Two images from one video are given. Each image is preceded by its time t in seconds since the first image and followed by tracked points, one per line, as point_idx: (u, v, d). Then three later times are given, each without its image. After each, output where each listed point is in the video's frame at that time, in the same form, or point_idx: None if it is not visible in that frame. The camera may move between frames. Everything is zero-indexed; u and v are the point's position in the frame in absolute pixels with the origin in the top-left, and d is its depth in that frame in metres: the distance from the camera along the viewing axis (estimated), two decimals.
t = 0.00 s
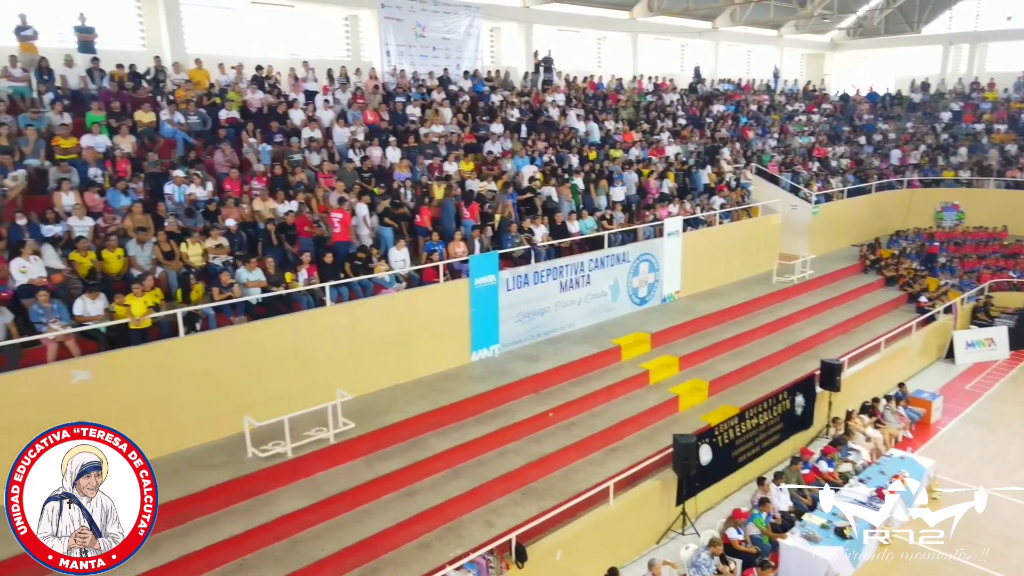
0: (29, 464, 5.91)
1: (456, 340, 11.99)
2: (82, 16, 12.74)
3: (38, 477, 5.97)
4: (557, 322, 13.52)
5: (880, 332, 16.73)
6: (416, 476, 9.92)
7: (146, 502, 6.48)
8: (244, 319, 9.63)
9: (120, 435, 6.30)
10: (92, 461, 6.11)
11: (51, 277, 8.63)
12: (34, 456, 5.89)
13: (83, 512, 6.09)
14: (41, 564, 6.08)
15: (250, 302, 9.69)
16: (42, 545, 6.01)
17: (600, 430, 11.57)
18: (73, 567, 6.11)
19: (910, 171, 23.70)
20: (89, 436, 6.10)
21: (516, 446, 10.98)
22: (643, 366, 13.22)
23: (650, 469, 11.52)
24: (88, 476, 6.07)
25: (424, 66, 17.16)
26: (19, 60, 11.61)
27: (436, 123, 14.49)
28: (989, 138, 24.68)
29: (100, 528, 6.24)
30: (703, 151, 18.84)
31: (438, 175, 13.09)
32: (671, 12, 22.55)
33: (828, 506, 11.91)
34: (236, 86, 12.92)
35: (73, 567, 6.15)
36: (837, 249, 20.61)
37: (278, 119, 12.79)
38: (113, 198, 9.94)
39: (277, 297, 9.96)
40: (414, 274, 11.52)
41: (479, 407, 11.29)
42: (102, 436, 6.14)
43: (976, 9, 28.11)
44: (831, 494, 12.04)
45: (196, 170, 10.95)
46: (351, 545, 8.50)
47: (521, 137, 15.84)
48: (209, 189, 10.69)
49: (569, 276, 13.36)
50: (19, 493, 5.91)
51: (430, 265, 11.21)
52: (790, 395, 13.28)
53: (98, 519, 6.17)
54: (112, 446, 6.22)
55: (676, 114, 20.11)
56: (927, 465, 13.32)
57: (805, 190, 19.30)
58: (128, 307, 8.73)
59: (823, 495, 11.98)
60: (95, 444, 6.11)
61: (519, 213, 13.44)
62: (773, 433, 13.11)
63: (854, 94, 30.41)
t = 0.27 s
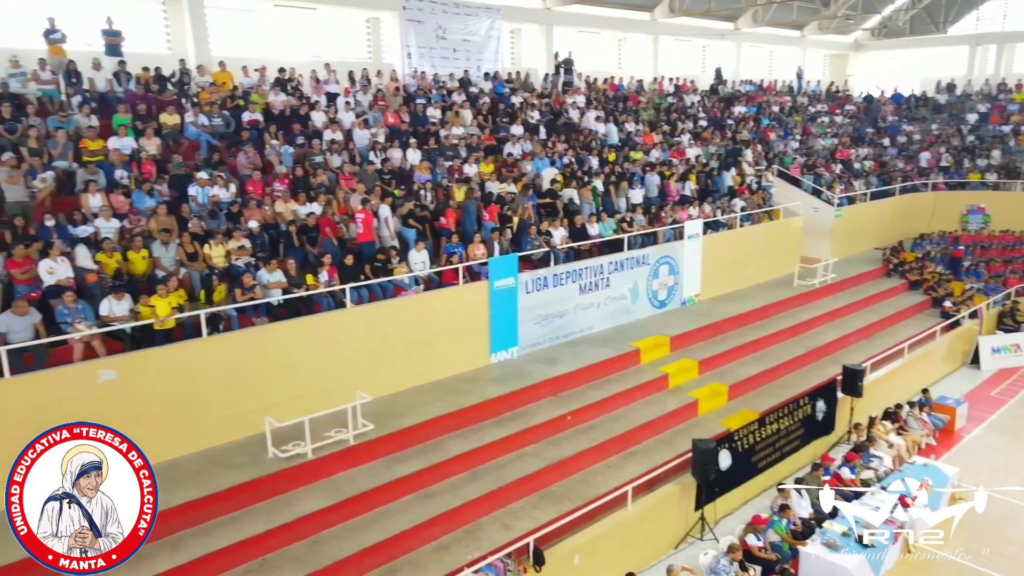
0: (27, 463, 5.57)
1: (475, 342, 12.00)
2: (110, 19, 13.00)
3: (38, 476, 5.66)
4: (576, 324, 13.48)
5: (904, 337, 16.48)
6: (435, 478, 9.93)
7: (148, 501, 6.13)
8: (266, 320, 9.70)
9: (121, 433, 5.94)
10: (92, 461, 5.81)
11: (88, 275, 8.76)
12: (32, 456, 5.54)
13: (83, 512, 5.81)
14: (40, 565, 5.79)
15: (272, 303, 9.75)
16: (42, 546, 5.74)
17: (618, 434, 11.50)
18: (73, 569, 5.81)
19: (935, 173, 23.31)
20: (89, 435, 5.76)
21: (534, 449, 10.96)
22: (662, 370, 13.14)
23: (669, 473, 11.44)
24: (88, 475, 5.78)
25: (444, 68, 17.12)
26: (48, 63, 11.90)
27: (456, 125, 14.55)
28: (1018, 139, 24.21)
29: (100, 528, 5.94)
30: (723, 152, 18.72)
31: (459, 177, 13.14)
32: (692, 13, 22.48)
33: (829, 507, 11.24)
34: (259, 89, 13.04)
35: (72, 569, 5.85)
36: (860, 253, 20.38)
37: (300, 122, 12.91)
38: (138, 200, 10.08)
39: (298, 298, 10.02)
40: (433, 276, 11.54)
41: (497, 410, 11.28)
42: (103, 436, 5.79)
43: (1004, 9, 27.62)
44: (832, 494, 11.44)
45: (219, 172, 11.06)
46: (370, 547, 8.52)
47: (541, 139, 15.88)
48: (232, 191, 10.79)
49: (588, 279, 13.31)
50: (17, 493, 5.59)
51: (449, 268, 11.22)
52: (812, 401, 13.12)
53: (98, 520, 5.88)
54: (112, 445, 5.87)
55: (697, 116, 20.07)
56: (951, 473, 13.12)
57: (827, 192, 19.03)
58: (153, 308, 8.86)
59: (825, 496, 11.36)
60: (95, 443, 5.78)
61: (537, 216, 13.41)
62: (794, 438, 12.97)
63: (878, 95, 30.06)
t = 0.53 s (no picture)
0: (27, 464, 5.62)
1: (494, 344, 12.00)
2: (136, 23, 13.27)
3: (38, 476, 5.72)
4: (595, 327, 13.43)
5: (927, 342, 16.23)
6: (453, 480, 9.94)
7: (148, 501, 6.15)
8: (287, 321, 9.77)
9: (122, 434, 5.97)
10: (92, 461, 5.89)
11: (124, 275, 8.94)
12: (33, 456, 5.59)
13: (83, 512, 5.88)
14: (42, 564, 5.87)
15: (293, 304, 9.81)
16: (42, 545, 5.81)
17: (637, 438, 11.44)
18: (73, 568, 5.88)
19: (960, 176, 22.87)
20: (90, 435, 5.80)
21: (552, 452, 10.92)
22: (682, 374, 13.05)
23: (688, 478, 11.34)
24: (88, 475, 5.85)
25: (465, 69, 17.36)
26: (75, 65, 12.20)
27: (476, 127, 14.62)
28: None
29: (100, 528, 6.01)
30: (744, 154, 18.61)
31: (478, 179, 13.20)
32: (713, 14, 22.43)
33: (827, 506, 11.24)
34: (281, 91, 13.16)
35: (72, 569, 5.92)
36: (884, 256, 20.13)
37: (321, 124, 13.02)
38: (163, 201, 10.21)
39: (319, 299, 10.08)
40: (453, 278, 11.56)
41: (515, 412, 11.26)
42: (103, 436, 5.83)
43: None
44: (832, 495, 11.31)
45: (242, 173, 11.16)
46: (388, 548, 8.53)
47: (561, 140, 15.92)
48: (255, 193, 10.89)
49: (608, 282, 13.26)
50: (17, 493, 5.65)
51: (469, 270, 11.22)
52: (833, 406, 12.97)
53: (98, 520, 5.94)
54: (112, 446, 5.91)
55: (718, 117, 20.03)
56: (976, 481, 12.90)
57: (850, 195, 18.84)
58: (177, 309, 8.95)
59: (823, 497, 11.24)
60: (95, 444, 5.84)
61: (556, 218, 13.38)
62: (815, 444, 12.82)
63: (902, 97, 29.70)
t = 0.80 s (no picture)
0: (28, 463, 5.69)
1: (512, 346, 11.99)
2: (161, 26, 13.50)
3: (38, 477, 5.78)
4: (614, 330, 13.39)
5: (951, 347, 15.96)
6: (471, 482, 9.92)
7: (147, 500, 6.24)
8: (308, 322, 9.83)
9: (121, 434, 6.07)
10: (92, 461, 5.93)
11: (156, 275, 9.08)
12: (33, 456, 5.65)
13: (83, 512, 5.93)
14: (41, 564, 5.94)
15: (313, 306, 9.87)
16: (42, 545, 5.86)
17: (655, 441, 11.35)
18: (73, 568, 5.94)
19: (986, 178, 22.40)
20: (89, 436, 5.88)
21: (570, 456, 10.88)
22: (701, 377, 12.95)
23: (707, 483, 11.23)
24: (88, 475, 5.90)
25: (485, 71, 17.50)
26: (101, 68, 12.45)
27: (496, 128, 14.70)
28: None
29: (100, 528, 6.07)
30: (765, 156, 18.53)
31: (497, 180, 13.10)
32: (734, 16, 22.34)
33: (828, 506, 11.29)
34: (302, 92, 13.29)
35: (72, 568, 5.97)
36: (907, 259, 19.87)
37: (342, 125, 13.16)
38: (186, 203, 10.33)
39: (339, 301, 10.14)
40: (471, 280, 11.60)
41: (534, 415, 11.24)
42: (103, 436, 5.91)
43: None
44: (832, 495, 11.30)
45: (264, 175, 11.25)
46: (407, 549, 8.54)
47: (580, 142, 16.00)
48: (276, 195, 10.98)
49: (627, 284, 13.21)
50: (18, 493, 5.69)
51: (488, 272, 11.23)
52: (854, 412, 12.80)
53: (98, 520, 6.00)
54: (112, 446, 6.00)
55: (739, 118, 20.00)
56: (1001, 490, 12.71)
57: (873, 198, 18.61)
58: (200, 310, 9.02)
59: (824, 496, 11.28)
60: (95, 444, 5.91)
61: (578, 218, 13.50)
62: (835, 450, 12.66)
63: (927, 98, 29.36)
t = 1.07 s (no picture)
0: (27, 464, 5.48)
1: (530, 349, 11.97)
2: (185, 30, 13.82)
3: (37, 476, 5.57)
4: (632, 333, 13.33)
5: (977, 353, 15.69)
6: (489, 485, 9.89)
7: (149, 502, 5.97)
8: (328, 324, 9.88)
9: (122, 433, 5.82)
10: (92, 461, 5.74)
11: (184, 276, 9.18)
12: (32, 456, 5.45)
13: (83, 512, 5.74)
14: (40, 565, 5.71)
15: (333, 307, 9.92)
16: (41, 545, 5.66)
17: (674, 446, 11.26)
18: (73, 569, 5.74)
19: (1013, 180, 21.95)
20: (89, 435, 5.66)
21: (588, 459, 10.82)
22: (720, 382, 12.85)
23: (726, 488, 11.11)
24: (88, 475, 5.70)
25: (505, 72, 17.50)
26: (128, 71, 12.76)
27: (515, 131, 14.79)
28: None
29: (100, 528, 5.87)
30: (786, 158, 18.48)
31: (517, 183, 13.29)
32: (757, 16, 22.22)
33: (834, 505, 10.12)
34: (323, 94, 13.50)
35: (72, 569, 5.77)
36: (931, 263, 19.60)
37: (363, 128, 13.31)
38: (209, 205, 10.45)
39: (359, 303, 10.17)
40: (490, 283, 11.61)
41: (552, 418, 11.21)
42: (103, 436, 5.68)
43: None
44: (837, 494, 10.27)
45: (285, 177, 11.35)
46: (425, 552, 8.53)
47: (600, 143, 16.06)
48: (298, 197, 11.05)
49: (646, 287, 13.15)
50: (17, 493, 5.50)
51: (507, 275, 11.23)
52: (876, 418, 12.61)
53: (98, 520, 5.80)
54: (112, 445, 5.77)
55: (760, 121, 20.04)
56: None
57: (896, 201, 18.38)
58: (222, 310, 9.12)
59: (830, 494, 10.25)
60: (95, 443, 5.69)
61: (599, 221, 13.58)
62: (856, 456, 12.49)
63: (953, 99, 28.99)
